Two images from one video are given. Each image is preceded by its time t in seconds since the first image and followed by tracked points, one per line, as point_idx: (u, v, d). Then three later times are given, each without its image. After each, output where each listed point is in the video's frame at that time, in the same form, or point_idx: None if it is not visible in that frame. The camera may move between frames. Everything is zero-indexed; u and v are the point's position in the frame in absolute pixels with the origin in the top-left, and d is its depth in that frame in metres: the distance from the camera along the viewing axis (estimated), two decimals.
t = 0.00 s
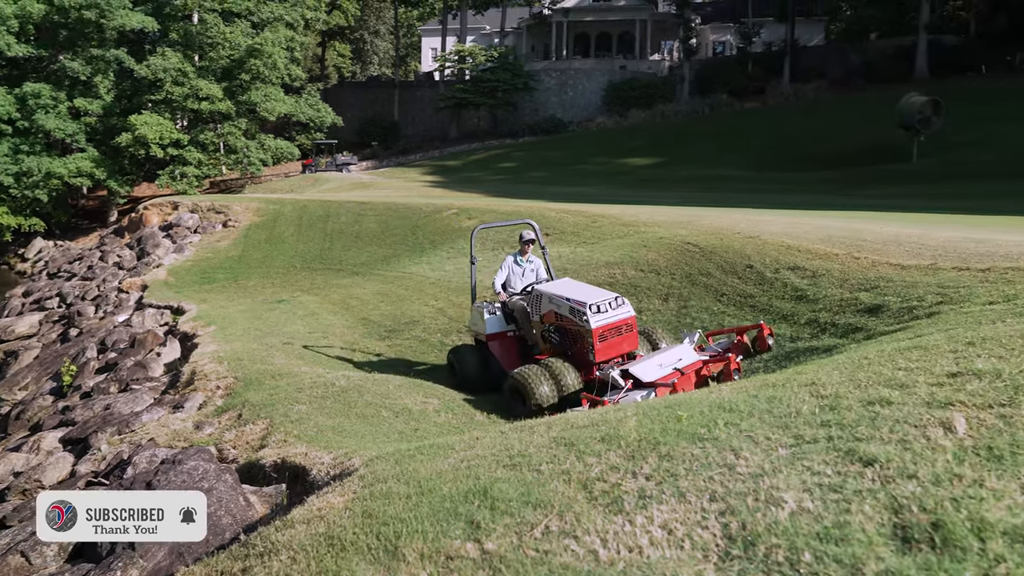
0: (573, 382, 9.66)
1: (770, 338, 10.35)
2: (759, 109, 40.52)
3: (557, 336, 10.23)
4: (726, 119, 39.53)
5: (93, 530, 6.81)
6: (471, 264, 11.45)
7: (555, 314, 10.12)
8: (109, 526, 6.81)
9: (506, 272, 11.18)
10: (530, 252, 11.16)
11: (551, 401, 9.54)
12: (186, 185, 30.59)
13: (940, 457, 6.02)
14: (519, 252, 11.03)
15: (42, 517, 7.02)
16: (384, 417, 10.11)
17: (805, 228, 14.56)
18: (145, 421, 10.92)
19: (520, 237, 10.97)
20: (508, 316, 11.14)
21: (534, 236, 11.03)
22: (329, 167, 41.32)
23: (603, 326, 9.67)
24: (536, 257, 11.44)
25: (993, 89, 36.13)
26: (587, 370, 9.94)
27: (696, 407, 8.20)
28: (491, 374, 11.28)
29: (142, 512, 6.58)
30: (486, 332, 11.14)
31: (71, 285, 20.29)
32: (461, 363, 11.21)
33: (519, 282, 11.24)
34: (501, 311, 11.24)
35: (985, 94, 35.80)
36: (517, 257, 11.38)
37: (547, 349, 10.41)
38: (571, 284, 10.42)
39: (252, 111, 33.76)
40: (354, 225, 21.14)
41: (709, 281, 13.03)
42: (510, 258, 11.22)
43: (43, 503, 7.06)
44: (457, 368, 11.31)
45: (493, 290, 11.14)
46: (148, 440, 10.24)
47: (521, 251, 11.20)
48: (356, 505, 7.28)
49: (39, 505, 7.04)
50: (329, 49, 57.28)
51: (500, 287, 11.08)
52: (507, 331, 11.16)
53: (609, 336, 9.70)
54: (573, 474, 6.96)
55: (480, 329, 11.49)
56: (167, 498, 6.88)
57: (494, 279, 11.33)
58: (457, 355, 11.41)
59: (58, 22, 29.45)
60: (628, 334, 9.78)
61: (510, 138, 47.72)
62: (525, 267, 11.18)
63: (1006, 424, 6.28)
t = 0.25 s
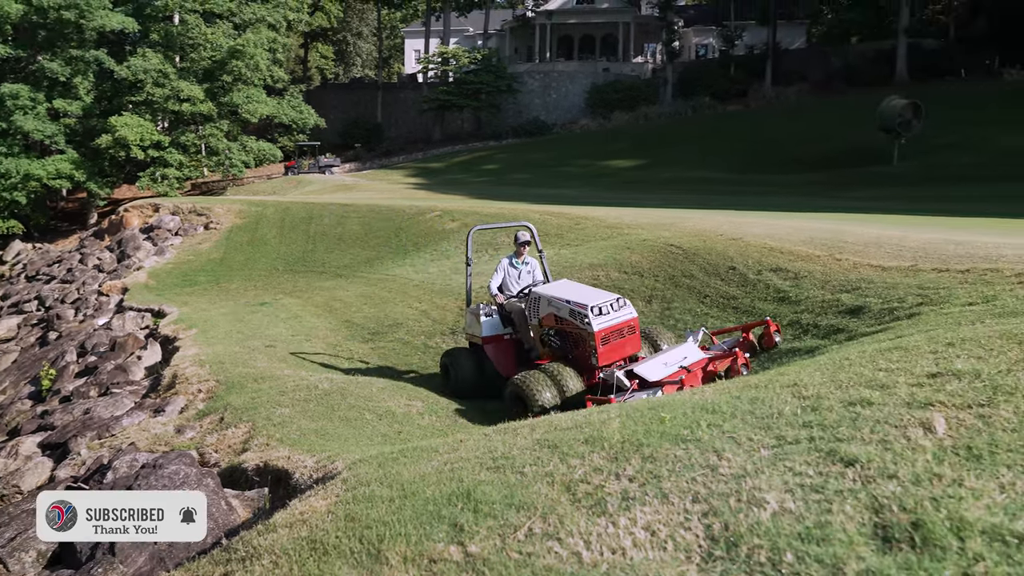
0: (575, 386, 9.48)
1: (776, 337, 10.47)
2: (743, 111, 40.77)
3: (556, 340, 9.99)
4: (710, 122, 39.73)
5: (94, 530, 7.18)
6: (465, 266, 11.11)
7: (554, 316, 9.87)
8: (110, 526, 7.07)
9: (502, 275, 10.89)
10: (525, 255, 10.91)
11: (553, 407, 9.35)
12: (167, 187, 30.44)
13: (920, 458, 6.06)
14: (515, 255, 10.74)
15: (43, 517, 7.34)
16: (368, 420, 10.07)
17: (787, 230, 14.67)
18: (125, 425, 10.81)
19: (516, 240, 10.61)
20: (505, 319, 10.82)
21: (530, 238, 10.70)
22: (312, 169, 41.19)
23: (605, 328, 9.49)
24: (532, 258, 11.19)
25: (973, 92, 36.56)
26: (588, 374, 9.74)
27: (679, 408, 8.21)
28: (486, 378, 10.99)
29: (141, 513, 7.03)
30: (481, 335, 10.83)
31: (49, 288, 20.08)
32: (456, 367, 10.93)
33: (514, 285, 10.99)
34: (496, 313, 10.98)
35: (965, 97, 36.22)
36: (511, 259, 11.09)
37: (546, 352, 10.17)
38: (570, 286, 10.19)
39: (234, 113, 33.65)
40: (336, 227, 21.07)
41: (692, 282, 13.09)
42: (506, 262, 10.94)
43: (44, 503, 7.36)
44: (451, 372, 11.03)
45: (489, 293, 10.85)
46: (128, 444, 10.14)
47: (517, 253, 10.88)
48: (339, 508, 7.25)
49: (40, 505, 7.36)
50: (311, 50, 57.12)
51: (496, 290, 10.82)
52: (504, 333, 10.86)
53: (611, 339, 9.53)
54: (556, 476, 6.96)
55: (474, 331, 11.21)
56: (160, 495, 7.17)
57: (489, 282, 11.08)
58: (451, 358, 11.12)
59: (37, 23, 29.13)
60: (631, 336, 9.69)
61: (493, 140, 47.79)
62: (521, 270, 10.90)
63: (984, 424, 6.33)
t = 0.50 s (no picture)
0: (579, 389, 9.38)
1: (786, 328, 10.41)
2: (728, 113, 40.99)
3: (557, 343, 9.85)
4: (695, 124, 39.90)
5: (93, 531, 7.07)
6: (460, 272, 10.92)
7: (555, 319, 9.73)
8: (111, 526, 6.99)
9: (498, 280, 10.67)
10: (523, 258, 10.68)
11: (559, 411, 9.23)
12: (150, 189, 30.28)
13: (901, 458, 6.08)
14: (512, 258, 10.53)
15: (42, 516, 7.19)
16: (352, 423, 10.03)
17: (770, 231, 14.76)
18: (106, 429, 10.71)
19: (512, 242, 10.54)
20: (502, 323, 10.67)
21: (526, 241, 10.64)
22: (295, 171, 41.06)
23: (609, 328, 9.34)
24: (530, 263, 10.89)
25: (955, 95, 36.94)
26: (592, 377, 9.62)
27: (663, 409, 8.23)
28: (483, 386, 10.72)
29: (142, 512, 7.00)
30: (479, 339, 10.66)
31: (29, 291, 19.87)
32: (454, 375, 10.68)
33: (511, 290, 10.75)
34: (493, 318, 10.80)
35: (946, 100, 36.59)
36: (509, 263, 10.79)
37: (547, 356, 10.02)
38: (569, 287, 10.04)
39: (217, 114, 33.51)
40: (320, 229, 20.98)
41: (676, 284, 13.14)
42: (503, 265, 10.70)
43: (42, 502, 7.20)
44: (448, 380, 10.76)
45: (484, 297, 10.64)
46: (110, 449, 10.05)
47: (512, 257, 10.71)
48: (323, 512, 7.21)
49: (38, 504, 7.21)
50: (294, 52, 56.90)
51: (492, 294, 10.60)
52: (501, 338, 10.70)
53: (616, 339, 9.38)
54: (541, 478, 6.95)
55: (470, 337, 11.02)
56: (161, 496, 7.22)
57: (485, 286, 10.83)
58: (447, 365, 10.87)
59: (16, 23, 28.77)
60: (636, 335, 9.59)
61: (478, 142, 47.82)
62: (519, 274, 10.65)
63: (964, 424, 6.36)
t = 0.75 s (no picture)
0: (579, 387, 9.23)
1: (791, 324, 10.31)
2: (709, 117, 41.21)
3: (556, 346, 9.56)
4: (677, 126, 40.06)
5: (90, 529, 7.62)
6: (449, 278, 10.77)
7: (552, 322, 9.47)
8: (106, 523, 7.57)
9: (489, 285, 10.57)
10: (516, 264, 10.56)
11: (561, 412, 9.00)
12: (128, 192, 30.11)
13: (879, 458, 5.99)
14: (504, 264, 10.42)
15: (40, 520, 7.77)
16: (332, 427, 9.97)
17: (749, 234, 14.84)
18: (83, 434, 10.60)
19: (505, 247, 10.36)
20: (494, 330, 10.33)
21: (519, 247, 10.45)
22: (275, 173, 40.89)
23: (610, 329, 9.06)
24: (524, 268, 10.74)
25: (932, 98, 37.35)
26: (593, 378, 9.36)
27: (645, 411, 7.98)
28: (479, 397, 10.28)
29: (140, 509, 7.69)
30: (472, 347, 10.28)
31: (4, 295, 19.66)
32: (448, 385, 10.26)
33: (504, 296, 10.62)
34: (485, 325, 10.37)
35: (924, 103, 36.98)
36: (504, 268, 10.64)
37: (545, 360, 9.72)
38: (565, 290, 9.86)
39: (195, 116, 33.33)
40: (300, 232, 20.86)
41: (657, 287, 13.17)
42: (495, 270, 10.57)
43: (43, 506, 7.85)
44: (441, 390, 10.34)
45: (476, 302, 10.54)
46: (86, 454, 9.95)
47: (505, 262, 10.56)
48: (303, 516, 7.17)
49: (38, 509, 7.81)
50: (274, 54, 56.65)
51: (483, 299, 10.50)
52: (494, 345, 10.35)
53: (617, 339, 9.11)
54: (522, 480, 6.91)
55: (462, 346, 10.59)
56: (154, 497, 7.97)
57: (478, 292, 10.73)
58: (439, 375, 10.46)
59: None
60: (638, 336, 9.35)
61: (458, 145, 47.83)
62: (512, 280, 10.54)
63: (941, 424, 6.22)
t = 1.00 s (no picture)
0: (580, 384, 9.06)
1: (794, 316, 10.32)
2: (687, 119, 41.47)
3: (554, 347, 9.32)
4: (654, 129, 40.27)
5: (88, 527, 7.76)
6: (434, 284, 10.61)
7: (548, 322, 9.19)
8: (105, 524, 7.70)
9: (476, 290, 10.39)
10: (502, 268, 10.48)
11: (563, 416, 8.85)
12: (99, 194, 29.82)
13: (852, 458, 6.01)
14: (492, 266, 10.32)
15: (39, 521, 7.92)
16: (308, 431, 9.91)
17: (725, 236, 14.95)
18: (54, 441, 10.50)
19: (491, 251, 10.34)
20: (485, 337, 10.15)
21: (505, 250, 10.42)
22: (251, 176, 40.63)
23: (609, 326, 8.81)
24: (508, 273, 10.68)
25: (906, 102, 37.87)
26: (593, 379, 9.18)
27: (623, 413, 7.88)
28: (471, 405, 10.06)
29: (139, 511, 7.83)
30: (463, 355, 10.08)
31: None
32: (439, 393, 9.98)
33: (490, 301, 10.48)
34: (474, 333, 10.17)
35: (898, 106, 37.49)
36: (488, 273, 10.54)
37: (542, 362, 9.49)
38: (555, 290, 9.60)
39: (168, 118, 33.01)
40: (275, 235, 20.71)
41: (634, 290, 13.23)
42: (481, 275, 10.43)
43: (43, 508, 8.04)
44: (432, 398, 10.05)
45: (462, 309, 10.27)
46: (57, 461, 9.84)
47: (491, 266, 10.47)
48: (277, 521, 7.13)
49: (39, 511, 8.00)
50: (249, 55, 56.23)
51: (470, 305, 10.27)
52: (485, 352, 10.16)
53: (618, 336, 8.87)
54: (498, 484, 6.88)
55: (450, 354, 10.36)
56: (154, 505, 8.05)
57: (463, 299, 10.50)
58: (429, 382, 10.17)
59: None
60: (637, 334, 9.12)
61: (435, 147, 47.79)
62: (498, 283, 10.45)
63: (913, 424, 6.26)
